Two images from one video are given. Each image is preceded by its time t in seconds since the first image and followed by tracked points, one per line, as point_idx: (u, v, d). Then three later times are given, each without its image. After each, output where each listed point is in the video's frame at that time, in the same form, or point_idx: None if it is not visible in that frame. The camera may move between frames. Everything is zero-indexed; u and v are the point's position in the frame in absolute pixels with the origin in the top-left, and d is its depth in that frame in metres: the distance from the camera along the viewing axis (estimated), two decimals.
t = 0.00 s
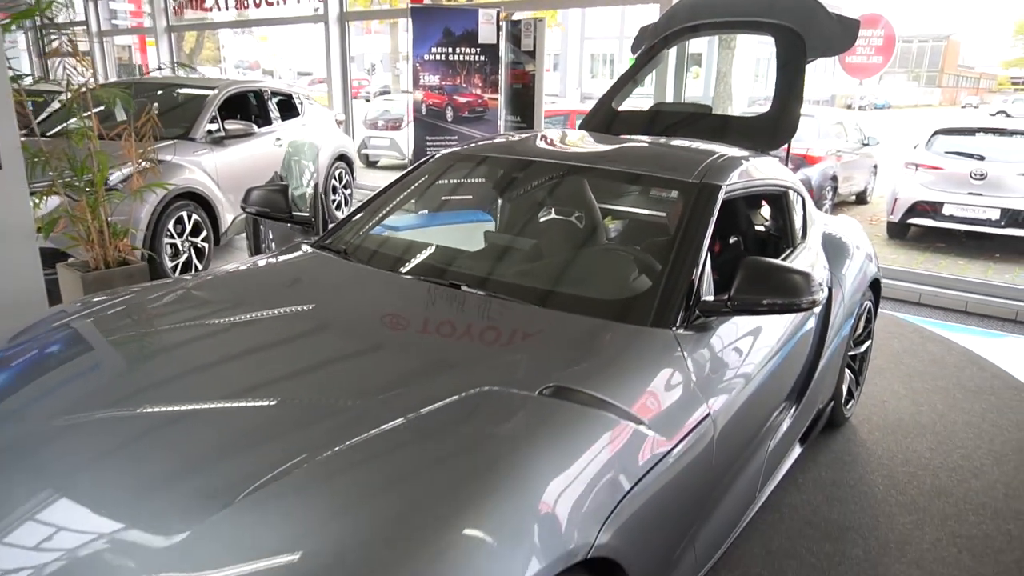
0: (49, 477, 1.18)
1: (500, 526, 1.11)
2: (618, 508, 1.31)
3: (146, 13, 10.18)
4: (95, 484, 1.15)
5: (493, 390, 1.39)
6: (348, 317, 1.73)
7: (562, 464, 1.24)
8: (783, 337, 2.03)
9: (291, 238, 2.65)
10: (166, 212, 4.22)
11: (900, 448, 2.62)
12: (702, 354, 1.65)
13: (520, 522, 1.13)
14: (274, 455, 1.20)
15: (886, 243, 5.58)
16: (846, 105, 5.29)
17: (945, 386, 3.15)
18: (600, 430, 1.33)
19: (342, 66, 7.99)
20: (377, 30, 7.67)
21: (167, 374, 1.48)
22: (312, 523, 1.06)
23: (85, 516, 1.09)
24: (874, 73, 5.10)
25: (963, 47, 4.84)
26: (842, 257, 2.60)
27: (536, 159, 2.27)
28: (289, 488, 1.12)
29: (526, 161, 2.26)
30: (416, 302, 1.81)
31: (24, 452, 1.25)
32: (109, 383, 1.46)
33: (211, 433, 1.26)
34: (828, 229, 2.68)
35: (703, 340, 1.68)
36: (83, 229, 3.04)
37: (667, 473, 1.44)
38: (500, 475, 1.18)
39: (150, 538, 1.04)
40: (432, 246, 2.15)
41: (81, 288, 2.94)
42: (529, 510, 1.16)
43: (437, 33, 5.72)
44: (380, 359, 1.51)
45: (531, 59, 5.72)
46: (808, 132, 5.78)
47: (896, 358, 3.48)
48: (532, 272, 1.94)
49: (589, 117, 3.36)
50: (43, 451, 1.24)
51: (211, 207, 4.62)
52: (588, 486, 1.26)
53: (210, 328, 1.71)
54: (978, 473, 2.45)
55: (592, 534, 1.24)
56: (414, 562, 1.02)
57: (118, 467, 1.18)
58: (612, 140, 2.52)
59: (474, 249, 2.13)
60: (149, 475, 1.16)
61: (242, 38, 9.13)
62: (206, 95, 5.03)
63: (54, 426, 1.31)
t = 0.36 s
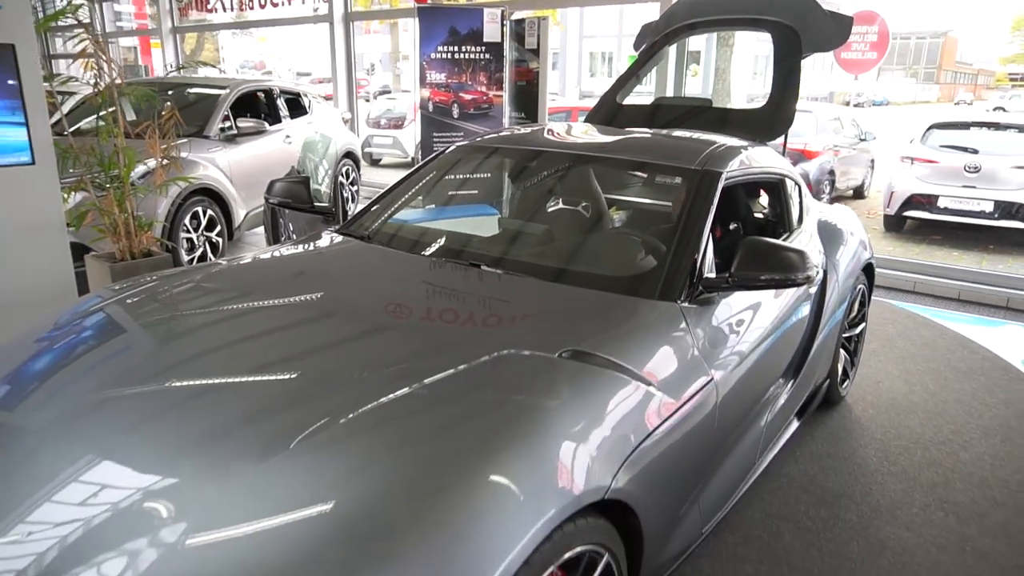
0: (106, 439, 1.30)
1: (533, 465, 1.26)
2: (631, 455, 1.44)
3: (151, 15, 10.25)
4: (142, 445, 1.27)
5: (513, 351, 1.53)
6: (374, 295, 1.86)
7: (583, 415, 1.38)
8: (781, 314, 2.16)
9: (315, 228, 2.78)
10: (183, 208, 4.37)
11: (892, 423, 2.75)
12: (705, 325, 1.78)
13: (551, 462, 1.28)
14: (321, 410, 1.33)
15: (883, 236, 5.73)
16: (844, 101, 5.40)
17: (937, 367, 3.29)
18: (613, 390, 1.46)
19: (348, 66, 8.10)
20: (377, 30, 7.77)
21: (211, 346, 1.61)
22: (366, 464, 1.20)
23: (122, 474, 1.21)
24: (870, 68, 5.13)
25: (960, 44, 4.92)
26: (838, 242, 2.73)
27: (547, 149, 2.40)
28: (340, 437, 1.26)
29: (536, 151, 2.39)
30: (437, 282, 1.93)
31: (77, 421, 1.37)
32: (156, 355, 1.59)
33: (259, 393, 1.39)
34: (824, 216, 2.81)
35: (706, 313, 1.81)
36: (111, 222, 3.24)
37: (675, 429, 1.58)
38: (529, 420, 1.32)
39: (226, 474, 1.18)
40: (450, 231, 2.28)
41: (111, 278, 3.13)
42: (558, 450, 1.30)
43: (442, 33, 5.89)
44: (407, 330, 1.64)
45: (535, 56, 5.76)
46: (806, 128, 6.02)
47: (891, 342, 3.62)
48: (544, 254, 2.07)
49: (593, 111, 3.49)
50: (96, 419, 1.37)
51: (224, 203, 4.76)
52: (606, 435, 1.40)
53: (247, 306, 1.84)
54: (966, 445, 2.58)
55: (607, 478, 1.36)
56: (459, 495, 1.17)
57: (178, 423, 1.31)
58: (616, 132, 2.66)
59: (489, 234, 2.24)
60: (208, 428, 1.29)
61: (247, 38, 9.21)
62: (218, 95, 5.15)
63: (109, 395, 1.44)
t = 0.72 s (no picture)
0: (149, 392, 1.43)
1: (540, 404, 1.41)
2: (626, 406, 1.60)
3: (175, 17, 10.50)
4: (182, 394, 1.40)
5: (522, 314, 1.70)
6: (397, 271, 2.04)
7: (585, 367, 1.54)
8: (774, 290, 2.31)
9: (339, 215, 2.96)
10: (212, 201, 4.60)
11: (886, 400, 2.88)
12: (698, 296, 1.94)
13: (556, 403, 1.44)
14: (350, 361, 1.48)
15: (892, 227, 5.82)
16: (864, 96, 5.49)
17: (934, 348, 3.41)
18: (611, 349, 1.62)
19: (367, 65, 8.31)
20: (394, 28, 7.96)
21: (245, 318, 1.74)
22: (388, 398, 1.36)
23: (167, 423, 1.32)
24: (876, 61, 5.21)
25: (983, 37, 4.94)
26: (833, 227, 2.87)
27: (554, 140, 2.58)
28: (364, 385, 1.39)
29: (545, 142, 2.57)
30: (454, 259, 2.11)
31: (129, 374, 1.52)
32: (200, 319, 1.75)
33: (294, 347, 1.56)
34: (820, 201, 2.96)
35: (699, 286, 1.97)
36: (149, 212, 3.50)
37: (668, 387, 1.74)
38: (537, 367, 1.48)
39: (262, 412, 1.32)
40: (464, 216, 2.45)
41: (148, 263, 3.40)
42: (566, 394, 1.47)
43: (458, 31, 6.07)
44: (427, 299, 1.81)
45: (549, 53, 5.96)
46: (815, 121, 6.13)
47: (891, 326, 3.75)
48: (551, 234, 2.24)
49: (601, 104, 3.65)
50: (142, 378, 1.49)
51: (251, 196, 4.98)
52: (606, 385, 1.56)
53: (278, 285, 1.98)
54: (955, 419, 2.72)
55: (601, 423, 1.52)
56: (474, 427, 1.32)
57: (226, 369, 1.47)
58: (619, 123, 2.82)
59: (499, 218, 2.41)
60: (249, 375, 1.45)
61: (267, 38, 9.41)
62: (244, 93, 5.36)
63: (159, 353, 1.60)
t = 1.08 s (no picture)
0: (240, 356, 1.65)
1: (577, 375, 1.59)
2: (658, 381, 1.76)
3: (238, 20, 10.92)
4: (270, 358, 1.62)
5: (567, 296, 1.89)
6: (452, 258, 2.23)
7: (622, 343, 1.72)
8: (806, 283, 2.43)
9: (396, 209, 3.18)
10: (276, 196, 4.91)
11: (920, 394, 2.96)
12: (728, 286, 2.08)
13: (596, 373, 1.62)
14: (405, 337, 1.66)
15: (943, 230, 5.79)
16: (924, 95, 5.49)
17: (973, 347, 3.46)
18: (645, 330, 1.79)
19: (420, 66, 8.58)
20: (445, 29, 8.19)
21: (308, 300, 1.92)
22: (447, 362, 1.56)
23: (238, 389, 1.53)
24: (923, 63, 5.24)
25: None
26: (868, 224, 2.96)
27: (599, 141, 2.75)
28: (418, 355, 1.58)
29: (590, 142, 2.75)
30: (503, 248, 2.30)
31: (221, 340, 1.75)
32: (278, 296, 1.97)
33: (362, 319, 1.77)
34: (858, 200, 3.05)
35: (731, 276, 2.11)
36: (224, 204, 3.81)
37: (699, 366, 1.89)
38: (580, 341, 1.67)
39: (341, 373, 1.53)
40: (514, 210, 2.63)
41: (223, 251, 3.71)
42: (606, 366, 1.65)
43: (509, 33, 6.30)
44: (478, 283, 1.99)
45: (597, 55, 6.13)
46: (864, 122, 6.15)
47: (931, 325, 3.80)
48: (595, 227, 2.41)
49: (645, 105, 3.78)
50: (219, 351, 1.69)
51: (311, 192, 5.28)
52: (642, 360, 1.73)
53: (332, 272, 2.13)
54: (987, 414, 2.79)
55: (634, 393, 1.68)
56: (522, 390, 1.51)
57: (302, 339, 1.68)
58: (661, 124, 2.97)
59: (546, 212, 2.58)
60: (325, 342, 1.65)
61: (323, 39, 9.73)
62: (305, 93, 5.66)
63: (245, 323, 1.82)
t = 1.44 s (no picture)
0: (307, 328, 1.82)
1: (611, 353, 1.71)
2: (691, 361, 1.87)
3: (288, 21, 11.24)
4: (333, 330, 1.79)
5: (605, 281, 2.01)
6: (498, 246, 2.37)
7: (657, 324, 1.84)
8: (840, 276, 2.51)
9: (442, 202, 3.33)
10: (326, 190, 5.15)
11: (953, 391, 3.00)
12: (760, 276, 2.18)
13: (631, 350, 1.75)
14: (451, 316, 1.79)
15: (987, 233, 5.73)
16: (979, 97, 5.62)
17: (1011, 348, 3.47)
18: (679, 314, 1.90)
19: (464, 66, 8.76)
20: (488, 30, 8.35)
21: (360, 283, 2.07)
22: (493, 337, 1.70)
23: (294, 361, 1.70)
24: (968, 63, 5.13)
25: None
26: (903, 222, 3.01)
27: (639, 139, 2.86)
28: (466, 331, 1.72)
29: (631, 140, 2.86)
30: (546, 238, 2.43)
31: (288, 315, 1.92)
32: (337, 277, 2.14)
33: (417, 298, 1.92)
34: (895, 198, 3.10)
35: (763, 267, 2.21)
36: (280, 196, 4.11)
37: (730, 350, 2.00)
38: (616, 321, 1.80)
39: (396, 345, 1.68)
40: (556, 204, 2.75)
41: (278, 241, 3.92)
42: (642, 345, 1.77)
43: (552, 35, 6.40)
44: (518, 271, 2.12)
45: (638, 56, 6.30)
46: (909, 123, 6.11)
47: (969, 325, 3.81)
48: (633, 220, 2.53)
49: (685, 105, 3.88)
50: (280, 327, 1.86)
51: (358, 188, 5.49)
52: (675, 341, 1.85)
53: (381, 260, 2.28)
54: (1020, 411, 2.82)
55: (666, 370, 1.79)
56: (561, 363, 1.64)
57: (356, 317, 1.83)
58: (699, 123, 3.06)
59: (586, 205, 2.70)
60: (383, 318, 1.81)
61: (369, 40, 9.96)
62: (354, 93, 5.87)
63: (309, 301, 1.99)
